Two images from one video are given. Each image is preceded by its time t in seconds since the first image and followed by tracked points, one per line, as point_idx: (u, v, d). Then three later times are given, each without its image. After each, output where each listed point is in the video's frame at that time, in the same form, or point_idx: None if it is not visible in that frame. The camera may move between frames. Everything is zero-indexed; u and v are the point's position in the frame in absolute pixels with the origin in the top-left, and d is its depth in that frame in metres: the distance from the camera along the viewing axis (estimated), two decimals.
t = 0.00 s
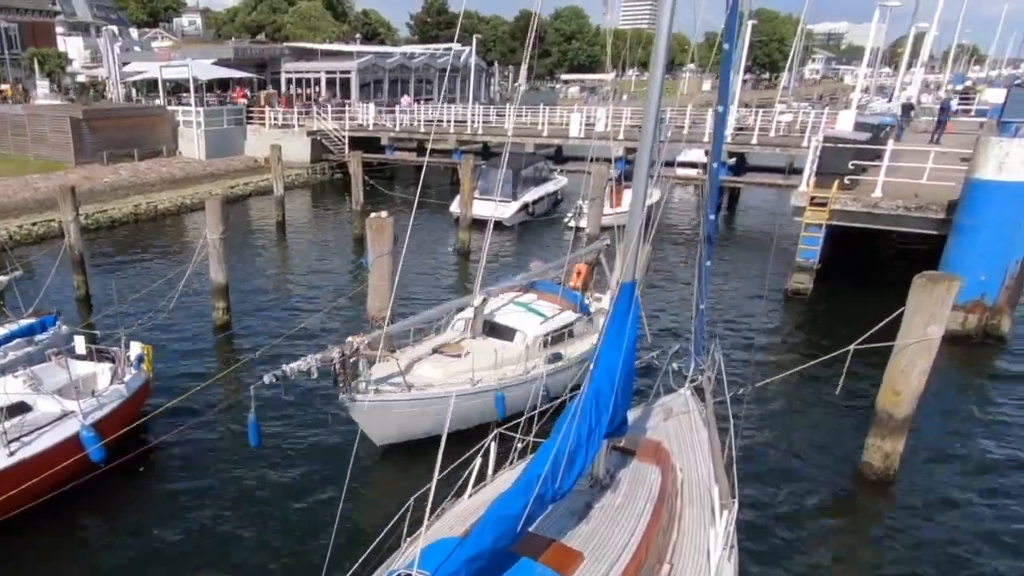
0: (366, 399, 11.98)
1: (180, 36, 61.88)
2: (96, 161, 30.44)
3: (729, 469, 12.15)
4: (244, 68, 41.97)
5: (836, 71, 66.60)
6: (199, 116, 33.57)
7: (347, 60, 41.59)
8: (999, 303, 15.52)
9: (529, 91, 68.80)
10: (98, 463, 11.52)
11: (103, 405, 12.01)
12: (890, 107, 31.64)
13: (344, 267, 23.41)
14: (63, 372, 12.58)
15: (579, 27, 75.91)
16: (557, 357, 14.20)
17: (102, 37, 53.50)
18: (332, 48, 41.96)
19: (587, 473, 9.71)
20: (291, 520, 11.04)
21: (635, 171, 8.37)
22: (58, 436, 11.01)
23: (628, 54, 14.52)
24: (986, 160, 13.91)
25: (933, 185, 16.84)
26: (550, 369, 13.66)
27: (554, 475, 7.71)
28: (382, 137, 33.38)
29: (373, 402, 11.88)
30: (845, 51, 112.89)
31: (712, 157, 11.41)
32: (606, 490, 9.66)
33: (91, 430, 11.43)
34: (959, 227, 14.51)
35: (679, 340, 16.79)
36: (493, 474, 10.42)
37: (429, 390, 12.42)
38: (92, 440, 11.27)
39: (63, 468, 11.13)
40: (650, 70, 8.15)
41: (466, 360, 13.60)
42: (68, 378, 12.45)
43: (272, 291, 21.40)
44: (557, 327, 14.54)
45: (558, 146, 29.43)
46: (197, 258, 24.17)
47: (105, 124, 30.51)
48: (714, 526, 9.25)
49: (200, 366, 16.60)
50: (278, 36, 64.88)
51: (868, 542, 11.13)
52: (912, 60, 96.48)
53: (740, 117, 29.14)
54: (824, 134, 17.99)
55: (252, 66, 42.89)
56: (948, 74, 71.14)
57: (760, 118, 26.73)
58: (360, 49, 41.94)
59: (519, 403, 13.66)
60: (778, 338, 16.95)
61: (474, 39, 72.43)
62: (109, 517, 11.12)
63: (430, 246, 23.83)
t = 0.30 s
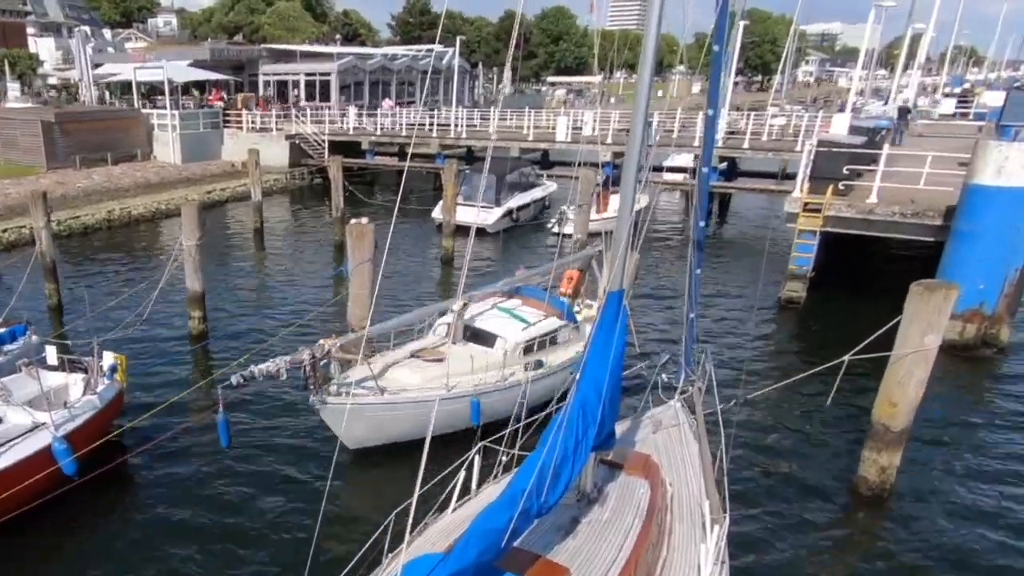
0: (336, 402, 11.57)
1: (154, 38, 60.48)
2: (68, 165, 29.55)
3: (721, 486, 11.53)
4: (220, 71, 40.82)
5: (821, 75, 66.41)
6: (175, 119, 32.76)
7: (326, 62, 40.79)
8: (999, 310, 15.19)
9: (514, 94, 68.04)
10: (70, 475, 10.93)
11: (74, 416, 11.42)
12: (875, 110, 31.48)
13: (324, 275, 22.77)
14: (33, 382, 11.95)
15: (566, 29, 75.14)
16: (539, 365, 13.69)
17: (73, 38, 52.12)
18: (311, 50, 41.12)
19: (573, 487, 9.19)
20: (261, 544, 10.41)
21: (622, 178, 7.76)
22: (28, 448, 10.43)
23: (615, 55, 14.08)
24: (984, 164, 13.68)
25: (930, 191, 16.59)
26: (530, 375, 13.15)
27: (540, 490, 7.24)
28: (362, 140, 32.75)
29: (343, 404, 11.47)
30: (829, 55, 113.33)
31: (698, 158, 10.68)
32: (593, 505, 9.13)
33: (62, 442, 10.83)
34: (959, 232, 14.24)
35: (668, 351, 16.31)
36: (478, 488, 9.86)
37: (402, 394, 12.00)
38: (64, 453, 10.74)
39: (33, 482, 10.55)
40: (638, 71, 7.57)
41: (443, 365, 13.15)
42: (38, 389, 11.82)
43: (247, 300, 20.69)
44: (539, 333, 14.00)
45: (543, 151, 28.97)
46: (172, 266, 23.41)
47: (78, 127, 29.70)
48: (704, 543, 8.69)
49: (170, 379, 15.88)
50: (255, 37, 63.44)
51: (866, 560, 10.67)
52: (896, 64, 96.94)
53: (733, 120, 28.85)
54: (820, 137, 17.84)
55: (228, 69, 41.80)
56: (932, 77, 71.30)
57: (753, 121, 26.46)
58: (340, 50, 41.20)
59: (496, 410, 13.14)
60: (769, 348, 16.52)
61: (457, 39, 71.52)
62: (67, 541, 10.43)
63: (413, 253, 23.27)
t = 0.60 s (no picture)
0: (290, 400, 11.45)
1: (123, 41, 59.22)
2: (34, 172, 28.60)
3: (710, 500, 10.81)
4: (191, 73, 39.69)
5: (803, 79, 66.34)
6: (145, 124, 31.80)
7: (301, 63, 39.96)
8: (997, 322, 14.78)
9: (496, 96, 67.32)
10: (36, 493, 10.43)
11: (42, 433, 10.84)
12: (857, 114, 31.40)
13: (299, 284, 22.07)
14: None
15: (551, 31, 74.67)
16: (507, 368, 13.22)
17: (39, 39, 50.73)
18: (284, 52, 40.26)
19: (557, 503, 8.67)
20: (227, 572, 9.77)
21: (607, 186, 7.15)
22: None
23: (600, 57, 13.59)
24: (983, 171, 13.39)
25: (926, 198, 16.28)
26: (497, 380, 12.75)
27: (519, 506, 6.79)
28: (340, 146, 32.10)
29: (292, 402, 11.37)
30: (808, 61, 114.12)
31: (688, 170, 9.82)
32: (578, 524, 8.58)
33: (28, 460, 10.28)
34: (956, 242, 13.91)
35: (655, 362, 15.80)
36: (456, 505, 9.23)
37: (356, 393, 11.84)
38: (30, 470, 10.36)
39: None
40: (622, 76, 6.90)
41: (409, 366, 12.88)
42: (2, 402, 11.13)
43: (218, 310, 19.89)
44: (512, 335, 13.47)
45: (526, 156, 28.49)
46: (141, 275, 22.56)
47: (46, 132, 28.82)
48: (693, 562, 8.13)
49: (136, 392, 15.16)
50: (227, 38, 62.22)
51: None
52: (875, 70, 97.93)
53: (722, 124, 28.54)
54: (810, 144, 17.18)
55: (200, 72, 40.69)
56: (912, 81, 71.89)
57: (744, 126, 26.13)
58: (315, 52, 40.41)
59: (461, 414, 12.78)
60: (758, 360, 16.08)
61: (438, 41, 70.75)
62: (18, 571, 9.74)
63: (392, 261, 22.64)
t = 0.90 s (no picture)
0: (329, 428, 10.77)
1: (96, 42, 58.28)
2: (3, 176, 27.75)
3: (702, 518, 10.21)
4: (166, 75, 38.92)
5: (785, 82, 66.49)
6: (118, 126, 30.80)
7: (278, 65, 39.43)
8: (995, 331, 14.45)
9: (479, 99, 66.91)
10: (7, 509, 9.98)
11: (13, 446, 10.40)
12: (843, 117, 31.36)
13: (277, 292, 21.48)
14: None
15: (537, 30, 74.15)
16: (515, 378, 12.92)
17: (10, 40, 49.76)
18: (262, 54, 39.71)
19: (542, 519, 8.17)
20: None
21: (596, 191, 6.62)
22: None
23: (588, 59, 13.23)
24: (982, 177, 13.12)
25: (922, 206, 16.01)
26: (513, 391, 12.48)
27: (506, 522, 6.37)
28: (319, 150, 31.56)
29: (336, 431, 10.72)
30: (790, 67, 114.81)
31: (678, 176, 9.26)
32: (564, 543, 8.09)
33: None
34: (953, 249, 13.64)
35: (643, 374, 15.36)
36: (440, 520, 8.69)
37: (392, 416, 11.25)
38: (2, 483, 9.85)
39: None
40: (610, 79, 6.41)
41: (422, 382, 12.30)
42: None
43: (193, 318, 19.26)
44: (509, 346, 13.05)
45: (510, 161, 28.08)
46: (112, 284, 21.81)
47: (16, 135, 28.02)
48: None
49: (103, 407, 14.54)
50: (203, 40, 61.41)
51: None
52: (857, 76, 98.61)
53: (714, 127, 28.34)
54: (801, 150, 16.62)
55: (175, 74, 39.86)
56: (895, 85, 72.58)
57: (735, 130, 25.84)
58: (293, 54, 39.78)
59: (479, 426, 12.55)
60: (749, 372, 15.70)
61: (421, 43, 70.43)
62: None
63: (373, 269, 22.14)
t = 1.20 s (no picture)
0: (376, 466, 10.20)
1: (69, 42, 57.41)
2: None
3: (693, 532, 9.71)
4: (142, 78, 38.17)
5: (769, 85, 66.64)
6: (92, 130, 30.12)
7: (257, 68, 38.88)
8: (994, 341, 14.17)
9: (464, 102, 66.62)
10: None
11: None
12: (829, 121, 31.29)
13: (255, 300, 20.92)
14: None
15: (523, 31, 73.86)
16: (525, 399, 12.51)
17: None
18: (240, 56, 39.13)
19: (527, 534, 7.66)
20: None
21: (583, 197, 6.20)
22: None
23: (576, 62, 12.81)
24: (981, 182, 12.87)
25: (920, 211, 15.72)
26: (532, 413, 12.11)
27: (490, 539, 5.90)
28: (299, 155, 31.04)
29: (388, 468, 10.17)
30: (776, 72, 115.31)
31: (667, 181, 8.81)
32: (552, 557, 7.63)
33: None
34: (952, 257, 13.37)
35: (631, 384, 14.98)
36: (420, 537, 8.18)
37: (429, 448, 10.70)
38: None
39: None
40: (600, 80, 5.92)
41: (440, 407, 11.75)
42: None
43: (168, 327, 18.65)
44: (515, 366, 12.64)
45: (495, 166, 27.70)
46: (85, 292, 21.12)
47: None
48: None
49: (69, 422, 13.93)
50: (180, 41, 60.75)
51: None
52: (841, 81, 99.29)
53: (704, 131, 28.11)
54: (799, 154, 16.35)
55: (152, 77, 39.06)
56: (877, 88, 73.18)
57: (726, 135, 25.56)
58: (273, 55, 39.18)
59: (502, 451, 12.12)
60: (739, 382, 15.35)
61: (404, 44, 69.94)
62: None
63: (355, 277, 21.64)
